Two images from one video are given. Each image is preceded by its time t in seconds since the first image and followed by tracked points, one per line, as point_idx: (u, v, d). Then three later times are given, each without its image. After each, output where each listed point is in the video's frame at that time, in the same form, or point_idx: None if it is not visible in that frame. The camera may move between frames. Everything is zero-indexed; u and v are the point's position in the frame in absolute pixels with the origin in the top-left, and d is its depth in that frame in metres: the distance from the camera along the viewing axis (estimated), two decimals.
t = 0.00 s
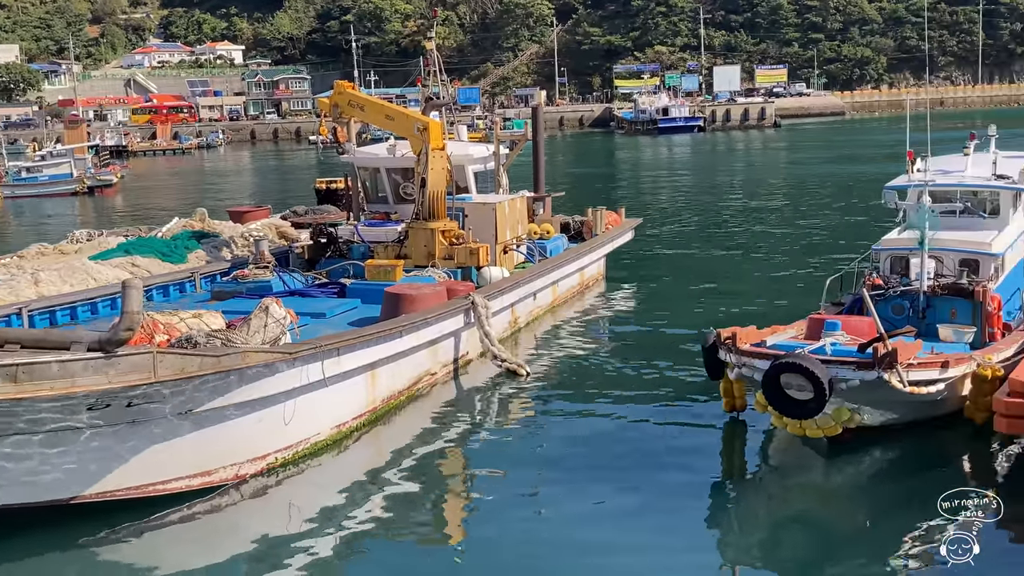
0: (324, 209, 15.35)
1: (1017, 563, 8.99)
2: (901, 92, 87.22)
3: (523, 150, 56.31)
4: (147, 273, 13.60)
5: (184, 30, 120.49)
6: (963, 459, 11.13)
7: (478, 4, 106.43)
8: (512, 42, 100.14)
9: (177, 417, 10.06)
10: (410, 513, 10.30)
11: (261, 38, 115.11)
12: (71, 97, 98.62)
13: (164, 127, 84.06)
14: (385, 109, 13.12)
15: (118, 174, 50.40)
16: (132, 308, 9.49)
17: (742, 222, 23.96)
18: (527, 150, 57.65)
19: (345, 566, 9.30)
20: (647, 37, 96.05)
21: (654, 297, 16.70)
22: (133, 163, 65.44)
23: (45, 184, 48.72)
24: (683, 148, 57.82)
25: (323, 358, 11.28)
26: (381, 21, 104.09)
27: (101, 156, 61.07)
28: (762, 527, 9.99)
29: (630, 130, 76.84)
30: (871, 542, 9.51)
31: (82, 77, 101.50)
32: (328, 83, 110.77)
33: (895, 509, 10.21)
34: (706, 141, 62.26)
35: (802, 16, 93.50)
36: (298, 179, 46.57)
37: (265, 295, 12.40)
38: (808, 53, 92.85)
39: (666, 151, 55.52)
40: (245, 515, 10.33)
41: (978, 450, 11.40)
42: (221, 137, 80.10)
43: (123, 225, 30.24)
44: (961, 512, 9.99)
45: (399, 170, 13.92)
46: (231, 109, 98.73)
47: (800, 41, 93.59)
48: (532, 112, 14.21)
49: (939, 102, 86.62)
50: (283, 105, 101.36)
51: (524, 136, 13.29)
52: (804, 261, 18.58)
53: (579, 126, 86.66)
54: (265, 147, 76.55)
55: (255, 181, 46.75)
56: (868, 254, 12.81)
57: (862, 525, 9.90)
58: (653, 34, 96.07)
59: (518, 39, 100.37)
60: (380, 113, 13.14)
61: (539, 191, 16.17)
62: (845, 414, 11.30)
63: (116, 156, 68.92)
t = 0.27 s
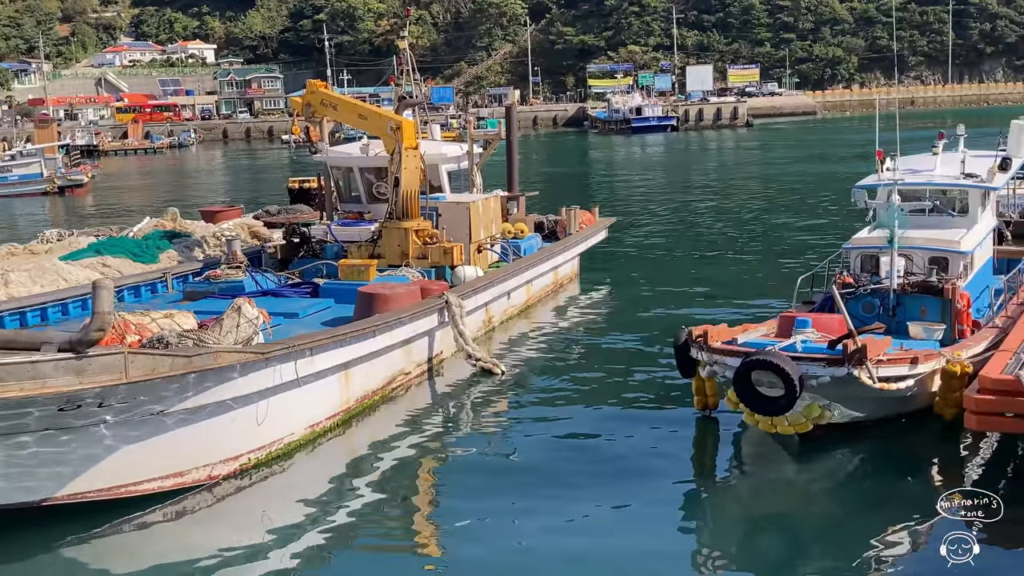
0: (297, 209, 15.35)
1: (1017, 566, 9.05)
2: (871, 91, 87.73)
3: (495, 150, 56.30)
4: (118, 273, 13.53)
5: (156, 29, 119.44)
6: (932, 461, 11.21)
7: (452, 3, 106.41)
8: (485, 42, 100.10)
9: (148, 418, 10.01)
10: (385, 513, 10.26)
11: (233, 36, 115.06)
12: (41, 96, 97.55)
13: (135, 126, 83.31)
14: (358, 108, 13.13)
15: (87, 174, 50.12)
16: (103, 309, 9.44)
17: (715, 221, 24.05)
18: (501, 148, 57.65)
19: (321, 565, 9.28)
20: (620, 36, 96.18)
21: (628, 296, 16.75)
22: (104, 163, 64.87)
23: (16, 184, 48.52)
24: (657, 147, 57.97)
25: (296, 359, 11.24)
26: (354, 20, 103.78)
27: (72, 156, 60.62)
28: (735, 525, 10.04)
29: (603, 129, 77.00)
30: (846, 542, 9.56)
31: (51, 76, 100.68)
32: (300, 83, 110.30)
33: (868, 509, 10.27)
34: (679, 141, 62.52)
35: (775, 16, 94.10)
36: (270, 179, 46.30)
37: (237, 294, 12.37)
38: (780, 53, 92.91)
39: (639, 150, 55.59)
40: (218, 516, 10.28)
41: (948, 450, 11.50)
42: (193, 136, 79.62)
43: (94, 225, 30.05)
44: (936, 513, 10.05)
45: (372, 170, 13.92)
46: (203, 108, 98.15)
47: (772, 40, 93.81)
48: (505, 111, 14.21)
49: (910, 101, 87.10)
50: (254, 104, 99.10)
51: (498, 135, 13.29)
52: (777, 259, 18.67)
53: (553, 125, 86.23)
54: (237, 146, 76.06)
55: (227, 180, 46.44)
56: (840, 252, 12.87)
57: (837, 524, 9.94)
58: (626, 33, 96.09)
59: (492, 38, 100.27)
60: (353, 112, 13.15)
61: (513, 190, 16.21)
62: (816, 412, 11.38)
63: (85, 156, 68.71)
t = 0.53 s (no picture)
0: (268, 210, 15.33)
1: (1016, 567, 9.09)
2: (839, 92, 88.19)
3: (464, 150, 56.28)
4: (87, 274, 13.45)
5: (124, 29, 118.41)
6: (901, 463, 11.30)
7: (423, 4, 106.05)
8: (456, 42, 99.72)
9: (118, 421, 9.94)
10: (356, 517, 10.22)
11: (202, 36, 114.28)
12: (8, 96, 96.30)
13: (104, 126, 82.36)
14: (328, 109, 13.13)
15: (55, 175, 49.63)
16: (71, 310, 9.39)
17: (686, 221, 24.15)
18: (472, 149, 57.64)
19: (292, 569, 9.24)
20: (591, 37, 96.01)
21: (600, 296, 16.81)
22: (72, 164, 64.12)
23: None
24: (628, 148, 58.10)
25: (266, 360, 11.18)
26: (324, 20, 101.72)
27: (39, 158, 60.03)
28: (708, 528, 10.07)
29: (575, 130, 77.17)
30: (819, 545, 9.60)
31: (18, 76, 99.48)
32: (271, 83, 109.51)
33: (839, 510, 10.33)
34: (650, 142, 62.59)
35: (744, 18, 95.13)
36: (239, 180, 45.99)
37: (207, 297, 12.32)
38: (749, 54, 93.44)
39: (609, 151, 55.62)
40: (189, 520, 10.20)
41: (916, 451, 11.60)
42: (162, 137, 78.81)
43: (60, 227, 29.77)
44: (909, 516, 10.11)
45: (342, 170, 13.91)
46: (171, 108, 97.14)
47: (741, 42, 94.49)
48: (476, 113, 14.26)
49: (878, 102, 87.53)
50: (223, 105, 98.25)
51: (469, 136, 13.34)
52: (748, 260, 18.79)
53: (524, 126, 85.77)
54: (206, 147, 75.47)
55: (196, 182, 46.08)
56: (808, 252, 12.97)
57: (811, 526, 9.99)
58: (598, 34, 96.08)
59: (463, 39, 99.85)
60: (323, 113, 13.18)
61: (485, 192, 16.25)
62: (785, 409, 11.46)
63: (54, 157, 68.75)
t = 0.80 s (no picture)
0: (233, 212, 15.37)
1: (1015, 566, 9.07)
2: (803, 94, 88.84)
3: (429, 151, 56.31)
4: (49, 277, 13.37)
5: (87, 29, 117.48)
6: (864, 463, 11.39)
7: (389, 5, 105.60)
8: (423, 44, 99.48)
9: (81, 424, 9.83)
10: (322, 518, 10.16)
11: (166, 37, 113.37)
12: None
13: (67, 128, 81.39)
14: (294, 111, 13.11)
15: (17, 177, 49.12)
16: (33, 312, 9.32)
17: (653, 224, 24.21)
18: (439, 152, 57.70)
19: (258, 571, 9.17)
20: (557, 40, 96.42)
21: (568, 297, 16.87)
22: (33, 166, 63.37)
23: None
24: (595, 150, 58.28)
25: (231, 362, 11.11)
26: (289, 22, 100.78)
27: None
28: (674, 528, 10.12)
29: (542, 132, 77.47)
30: (786, 543, 9.65)
31: None
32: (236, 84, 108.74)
33: (804, 509, 10.39)
34: (617, 144, 62.73)
35: (709, 21, 95.96)
36: (204, 182, 45.71)
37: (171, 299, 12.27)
38: (715, 57, 94.24)
39: (576, 154, 55.68)
40: (153, 523, 10.10)
41: (878, 450, 11.71)
42: (126, 139, 77.96)
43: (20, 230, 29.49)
44: (875, 515, 10.18)
45: (308, 173, 14.05)
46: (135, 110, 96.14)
47: (707, 45, 95.29)
48: (443, 115, 14.27)
49: (842, 104, 88.17)
50: (188, 106, 97.25)
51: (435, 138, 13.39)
52: (716, 261, 18.91)
53: (491, 128, 85.41)
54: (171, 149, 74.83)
55: (160, 184, 45.75)
56: (771, 254, 13.08)
57: (778, 528, 10.04)
58: (564, 37, 96.62)
59: (429, 40, 99.56)
60: (289, 114, 13.13)
61: (452, 193, 16.35)
62: (749, 409, 11.56)
63: (18, 159, 68.74)
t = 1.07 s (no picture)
0: (193, 212, 15.38)
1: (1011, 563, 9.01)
2: (764, 95, 89.49)
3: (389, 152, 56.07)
4: (6, 280, 13.24)
5: (45, 29, 116.21)
6: (823, 461, 11.47)
7: (350, 5, 104.97)
8: (385, 44, 99.41)
9: (39, 428, 9.67)
10: (285, 522, 10.06)
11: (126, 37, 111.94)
12: None
13: (24, 128, 80.26)
14: (254, 112, 13.25)
15: None
16: None
17: (617, 225, 24.25)
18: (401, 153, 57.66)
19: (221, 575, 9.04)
20: (520, 41, 96.25)
21: (531, 298, 16.92)
22: None
23: None
24: (558, 151, 58.49)
25: (192, 364, 11.00)
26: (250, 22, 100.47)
27: None
28: (636, 529, 10.12)
29: (505, 134, 77.61)
30: (747, 544, 9.69)
31: None
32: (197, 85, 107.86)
33: (766, 510, 10.43)
34: (579, 146, 62.89)
35: (671, 23, 96.73)
36: (163, 183, 45.33)
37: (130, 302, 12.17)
38: (676, 59, 94.88)
39: (539, 155, 55.66)
40: (113, 527, 9.94)
41: (836, 449, 11.80)
42: (84, 140, 76.99)
43: None
44: (835, 515, 10.24)
45: (269, 174, 14.19)
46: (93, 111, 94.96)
47: (668, 47, 96.04)
48: (405, 116, 14.31)
49: (802, 107, 88.88)
50: (148, 107, 95.57)
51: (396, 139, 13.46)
52: (679, 262, 19.01)
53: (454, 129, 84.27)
54: (130, 150, 74.01)
55: (117, 185, 45.28)
56: (731, 255, 13.18)
57: (738, 528, 10.08)
58: (527, 38, 96.42)
59: (391, 41, 99.51)
60: (249, 115, 13.28)
61: (415, 194, 16.46)
62: (710, 410, 11.60)
63: None
